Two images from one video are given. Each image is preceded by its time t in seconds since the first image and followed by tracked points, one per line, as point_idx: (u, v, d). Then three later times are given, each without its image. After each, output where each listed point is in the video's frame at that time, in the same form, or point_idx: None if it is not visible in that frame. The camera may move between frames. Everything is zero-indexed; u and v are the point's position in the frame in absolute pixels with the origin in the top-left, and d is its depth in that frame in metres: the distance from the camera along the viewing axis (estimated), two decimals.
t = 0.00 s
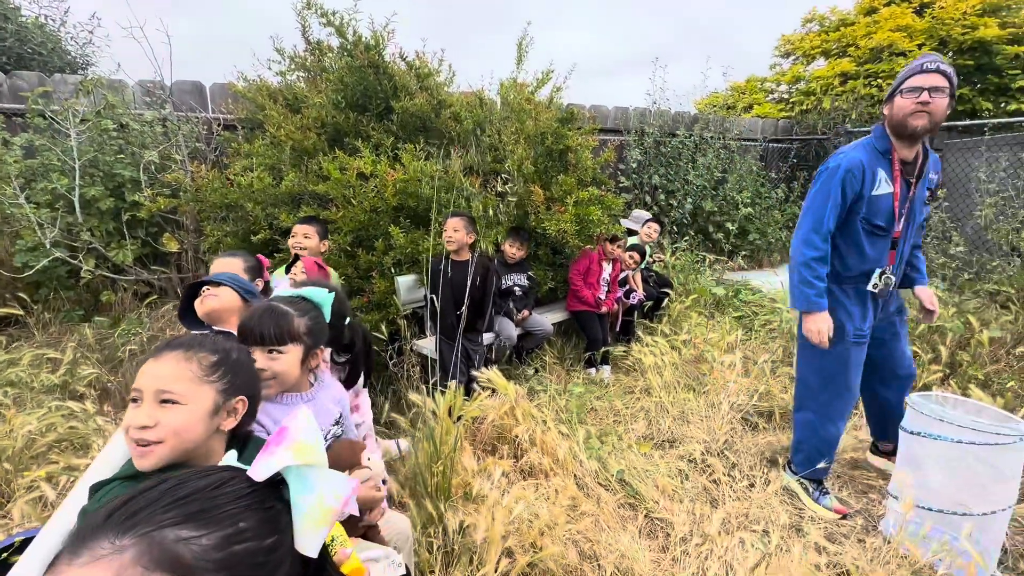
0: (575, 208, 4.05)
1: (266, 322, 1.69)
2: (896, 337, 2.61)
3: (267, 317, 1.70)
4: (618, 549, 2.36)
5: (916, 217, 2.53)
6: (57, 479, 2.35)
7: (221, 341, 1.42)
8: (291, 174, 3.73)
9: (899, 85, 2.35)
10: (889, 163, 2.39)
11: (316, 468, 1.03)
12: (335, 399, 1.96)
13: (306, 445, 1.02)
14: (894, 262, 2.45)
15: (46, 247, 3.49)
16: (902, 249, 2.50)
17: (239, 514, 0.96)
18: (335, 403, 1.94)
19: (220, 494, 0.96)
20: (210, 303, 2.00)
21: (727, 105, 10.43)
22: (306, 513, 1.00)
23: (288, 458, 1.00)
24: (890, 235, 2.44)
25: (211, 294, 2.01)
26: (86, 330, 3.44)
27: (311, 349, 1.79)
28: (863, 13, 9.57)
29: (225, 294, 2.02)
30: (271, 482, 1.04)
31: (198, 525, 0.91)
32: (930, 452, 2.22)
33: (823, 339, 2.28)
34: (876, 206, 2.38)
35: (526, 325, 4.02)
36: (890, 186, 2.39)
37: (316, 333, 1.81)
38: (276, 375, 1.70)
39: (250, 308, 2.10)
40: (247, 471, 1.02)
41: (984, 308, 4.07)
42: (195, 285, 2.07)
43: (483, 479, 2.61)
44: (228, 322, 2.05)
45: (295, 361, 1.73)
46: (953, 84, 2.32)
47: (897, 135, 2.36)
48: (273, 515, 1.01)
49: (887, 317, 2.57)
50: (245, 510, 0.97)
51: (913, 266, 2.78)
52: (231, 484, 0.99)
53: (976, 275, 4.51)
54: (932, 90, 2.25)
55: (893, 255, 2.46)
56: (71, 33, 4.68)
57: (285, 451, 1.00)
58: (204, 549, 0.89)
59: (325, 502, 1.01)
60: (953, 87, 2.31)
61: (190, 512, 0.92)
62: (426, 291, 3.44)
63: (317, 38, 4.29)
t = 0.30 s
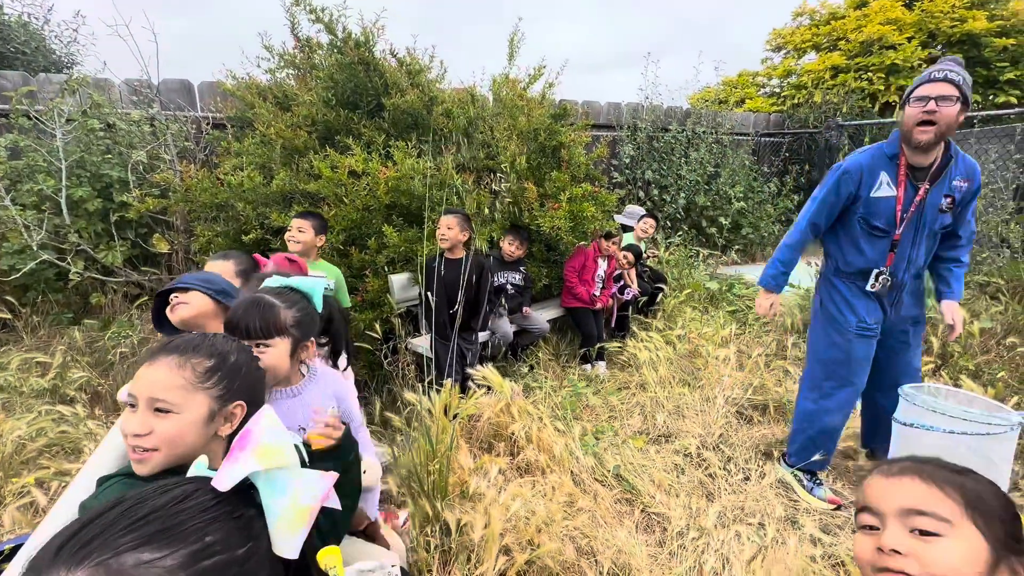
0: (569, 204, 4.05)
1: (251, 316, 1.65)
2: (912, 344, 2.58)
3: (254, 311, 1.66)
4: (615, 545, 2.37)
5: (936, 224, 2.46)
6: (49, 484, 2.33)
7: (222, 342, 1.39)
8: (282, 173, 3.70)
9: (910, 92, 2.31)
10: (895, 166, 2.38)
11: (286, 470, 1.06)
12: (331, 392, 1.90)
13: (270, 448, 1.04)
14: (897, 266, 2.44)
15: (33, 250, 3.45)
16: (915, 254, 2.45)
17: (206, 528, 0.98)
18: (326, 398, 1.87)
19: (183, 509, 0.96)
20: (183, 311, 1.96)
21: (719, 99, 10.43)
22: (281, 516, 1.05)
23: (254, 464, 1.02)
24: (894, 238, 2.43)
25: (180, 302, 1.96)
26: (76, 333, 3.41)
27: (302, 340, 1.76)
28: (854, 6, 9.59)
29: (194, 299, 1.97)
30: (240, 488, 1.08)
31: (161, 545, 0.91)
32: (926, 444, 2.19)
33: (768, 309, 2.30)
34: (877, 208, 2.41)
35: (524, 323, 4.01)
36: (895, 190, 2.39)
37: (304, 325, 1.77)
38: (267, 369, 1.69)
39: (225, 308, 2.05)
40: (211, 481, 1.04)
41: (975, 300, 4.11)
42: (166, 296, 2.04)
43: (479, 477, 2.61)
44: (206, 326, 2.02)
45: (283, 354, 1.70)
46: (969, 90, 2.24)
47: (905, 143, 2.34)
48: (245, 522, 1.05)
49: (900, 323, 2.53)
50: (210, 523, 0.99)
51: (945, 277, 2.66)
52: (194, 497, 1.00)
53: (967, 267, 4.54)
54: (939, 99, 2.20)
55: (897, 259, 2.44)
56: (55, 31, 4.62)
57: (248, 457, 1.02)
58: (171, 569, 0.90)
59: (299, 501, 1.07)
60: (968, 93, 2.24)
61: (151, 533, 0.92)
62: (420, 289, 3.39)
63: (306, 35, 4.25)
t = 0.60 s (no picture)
0: (562, 202, 4.05)
1: (223, 327, 1.65)
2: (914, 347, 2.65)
3: (223, 324, 1.66)
4: (613, 541, 2.37)
5: (943, 236, 2.48)
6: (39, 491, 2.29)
7: (209, 349, 1.37)
8: (272, 173, 3.67)
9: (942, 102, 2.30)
10: (913, 175, 2.44)
11: (274, 470, 1.05)
12: (317, 401, 1.86)
13: (256, 450, 1.03)
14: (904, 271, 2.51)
15: (19, 253, 3.40)
16: (922, 261, 2.50)
17: (194, 536, 0.95)
18: (310, 407, 1.82)
19: (167, 519, 0.94)
20: (174, 324, 1.94)
21: (709, 96, 10.46)
22: (273, 518, 1.04)
23: (240, 466, 1.01)
24: (902, 244, 2.50)
25: (171, 312, 1.94)
26: (65, 338, 3.37)
27: (276, 352, 1.72)
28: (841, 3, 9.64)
29: (186, 310, 1.94)
30: (230, 492, 1.07)
31: (148, 557, 0.89)
32: (919, 436, 2.19)
33: (808, 309, 2.50)
34: (889, 213, 2.49)
35: (520, 322, 4.00)
36: (909, 198, 2.45)
37: (280, 334, 1.73)
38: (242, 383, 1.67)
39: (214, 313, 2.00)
40: (197, 487, 1.02)
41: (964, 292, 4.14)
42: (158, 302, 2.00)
43: (477, 476, 2.59)
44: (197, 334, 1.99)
45: (258, 367, 1.68)
46: (999, 107, 2.24)
47: (929, 152, 2.35)
48: (235, 526, 1.03)
49: (903, 323, 2.60)
50: (199, 531, 0.96)
51: (960, 301, 2.56)
52: (181, 505, 0.98)
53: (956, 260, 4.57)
54: (969, 113, 2.20)
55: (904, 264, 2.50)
56: (38, 31, 4.55)
57: (235, 461, 1.01)
58: None
59: (290, 501, 1.05)
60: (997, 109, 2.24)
61: (136, 545, 0.90)
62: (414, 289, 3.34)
63: (295, 33, 4.21)
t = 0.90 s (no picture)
0: (551, 201, 4.04)
1: (219, 327, 1.62)
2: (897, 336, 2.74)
3: (221, 323, 1.62)
4: (606, 537, 2.36)
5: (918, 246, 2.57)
6: (23, 499, 2.24)
7: (195, 354, 1.32)
8: (258, 173, 3.62)
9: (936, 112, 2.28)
10: (900, 183, 2.46)
11: (270, 477, 1.04)
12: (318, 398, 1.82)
13: (253, 457, 1.02)
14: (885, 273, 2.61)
15: None
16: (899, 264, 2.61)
17: (193, 544, 0.94)
18: (309, 408, 1.77)
19: (166, 528, 0.94)
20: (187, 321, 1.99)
21: (695, 95, 10.53)
22: (271, 523, 1.02)
23: (236, 473, 1.00)
24: (885, 248, 2.56)
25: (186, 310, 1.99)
26: (46, 343, 3.31)
27: (274, 353, 1.67)
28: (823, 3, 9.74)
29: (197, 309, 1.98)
30: (228, 497, 1.04)
31: (148, 567, 0.90)
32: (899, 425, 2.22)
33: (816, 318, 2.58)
34: (875, 219, 2.53)
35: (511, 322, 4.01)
36: (896, 205, 2.48)
37: (278, 336, 1.68)
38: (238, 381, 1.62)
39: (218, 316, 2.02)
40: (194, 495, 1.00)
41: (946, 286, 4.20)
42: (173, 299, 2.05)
43: (469, 475, 2.58)
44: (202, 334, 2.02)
45: (256, 368, 1.63)
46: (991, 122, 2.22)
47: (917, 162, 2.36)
48: (234, 533, 1.01)
49: (883, 316, 2.72)
50: (198, 540, 0.95)
51: (933, 308, 2.56)
52: (178, 513, 0.96)
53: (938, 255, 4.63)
54: (957, 129, 2.19)
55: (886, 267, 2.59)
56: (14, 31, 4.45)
57: (232, 467, 1.00)
58: None
59: (288, 507, 1.04)
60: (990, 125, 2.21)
61: (134, 556, 0.90)
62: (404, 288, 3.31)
63: (279, 32, 4.16)
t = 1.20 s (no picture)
0: (533, 201, 4.05)
1: (204, 323, 1.58)
2: (861, 327, 2.85)
3: (206, 318, 1.58)
4: (591, 530, 2.37)
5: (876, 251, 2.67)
6: None
7: (184, 353, 1.29)
8: (237, 174, 3.56)
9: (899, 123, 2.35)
10: (864, 190, 2.52)
11: (272, 475, 1.01)
12: (307, 394, 1.76)
13: (256, 453, 1.00)
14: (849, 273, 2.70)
15: None
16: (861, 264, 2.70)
17: (196, 534, 0.92)
18: (298, 400, 1.73)
19: (170, 518, 0.91)
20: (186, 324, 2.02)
21: (673, 96, 10.64)
22: (267, 521, 0.99)
23: (239, 468, 0.97)
24: (850, 250, 2.64)
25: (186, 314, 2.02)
26: (15, 350, 3.21)
27: (260, 347, 1.64)
28: (795, 6, 9.91)
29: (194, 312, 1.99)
30: (226, 495, 1.02)
31: (151, 554, 0.86)
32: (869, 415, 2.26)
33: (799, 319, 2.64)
34: (840, 224, 2.59)
35: (492, 321, 3.99)
36: (860, 211, 2.55)
37: (264, 330, 1.65)
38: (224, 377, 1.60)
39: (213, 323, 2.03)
40: (197, 487, 0.98)
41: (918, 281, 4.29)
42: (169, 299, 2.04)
43: (455, 474, 2.56)
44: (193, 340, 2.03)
45: (240, 361, 1.61)
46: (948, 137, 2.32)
47: (879, 170, 2.44)
48: (233, 528, 0.98)
49: (847, 310, 2.82)
50: (200, 530, 0.93)
51: (890, 311, 2.62)
52: (181, 505, 0.94)
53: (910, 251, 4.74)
54: (918, 142, 2.28)
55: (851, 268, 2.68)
56: None
57: (236, 462, 0.97)
58: None
59: (286, 506, 1.02)
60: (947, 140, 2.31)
61: (138, 542, 0.86)
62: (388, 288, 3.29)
63: (256, 32, 4.10)
